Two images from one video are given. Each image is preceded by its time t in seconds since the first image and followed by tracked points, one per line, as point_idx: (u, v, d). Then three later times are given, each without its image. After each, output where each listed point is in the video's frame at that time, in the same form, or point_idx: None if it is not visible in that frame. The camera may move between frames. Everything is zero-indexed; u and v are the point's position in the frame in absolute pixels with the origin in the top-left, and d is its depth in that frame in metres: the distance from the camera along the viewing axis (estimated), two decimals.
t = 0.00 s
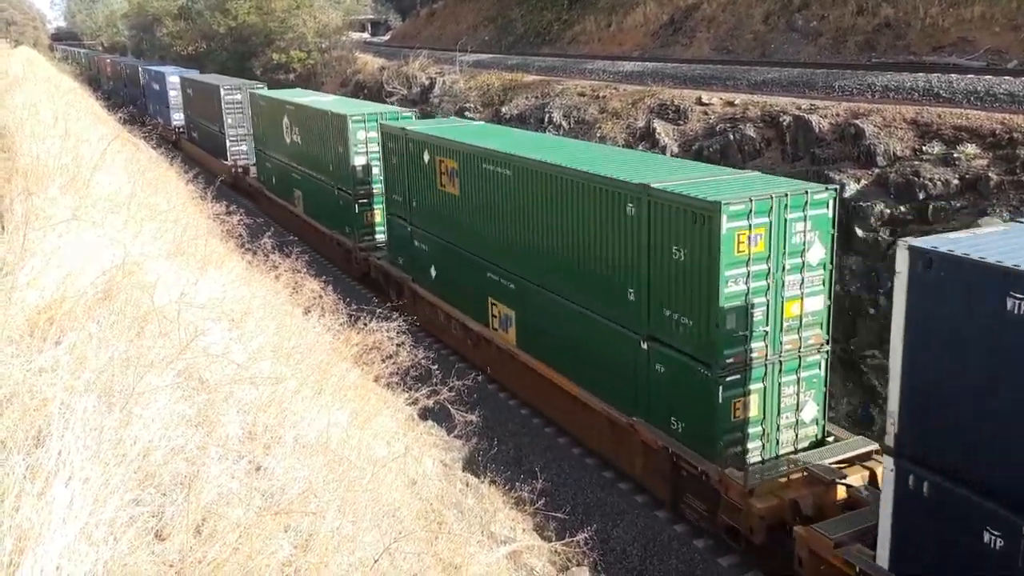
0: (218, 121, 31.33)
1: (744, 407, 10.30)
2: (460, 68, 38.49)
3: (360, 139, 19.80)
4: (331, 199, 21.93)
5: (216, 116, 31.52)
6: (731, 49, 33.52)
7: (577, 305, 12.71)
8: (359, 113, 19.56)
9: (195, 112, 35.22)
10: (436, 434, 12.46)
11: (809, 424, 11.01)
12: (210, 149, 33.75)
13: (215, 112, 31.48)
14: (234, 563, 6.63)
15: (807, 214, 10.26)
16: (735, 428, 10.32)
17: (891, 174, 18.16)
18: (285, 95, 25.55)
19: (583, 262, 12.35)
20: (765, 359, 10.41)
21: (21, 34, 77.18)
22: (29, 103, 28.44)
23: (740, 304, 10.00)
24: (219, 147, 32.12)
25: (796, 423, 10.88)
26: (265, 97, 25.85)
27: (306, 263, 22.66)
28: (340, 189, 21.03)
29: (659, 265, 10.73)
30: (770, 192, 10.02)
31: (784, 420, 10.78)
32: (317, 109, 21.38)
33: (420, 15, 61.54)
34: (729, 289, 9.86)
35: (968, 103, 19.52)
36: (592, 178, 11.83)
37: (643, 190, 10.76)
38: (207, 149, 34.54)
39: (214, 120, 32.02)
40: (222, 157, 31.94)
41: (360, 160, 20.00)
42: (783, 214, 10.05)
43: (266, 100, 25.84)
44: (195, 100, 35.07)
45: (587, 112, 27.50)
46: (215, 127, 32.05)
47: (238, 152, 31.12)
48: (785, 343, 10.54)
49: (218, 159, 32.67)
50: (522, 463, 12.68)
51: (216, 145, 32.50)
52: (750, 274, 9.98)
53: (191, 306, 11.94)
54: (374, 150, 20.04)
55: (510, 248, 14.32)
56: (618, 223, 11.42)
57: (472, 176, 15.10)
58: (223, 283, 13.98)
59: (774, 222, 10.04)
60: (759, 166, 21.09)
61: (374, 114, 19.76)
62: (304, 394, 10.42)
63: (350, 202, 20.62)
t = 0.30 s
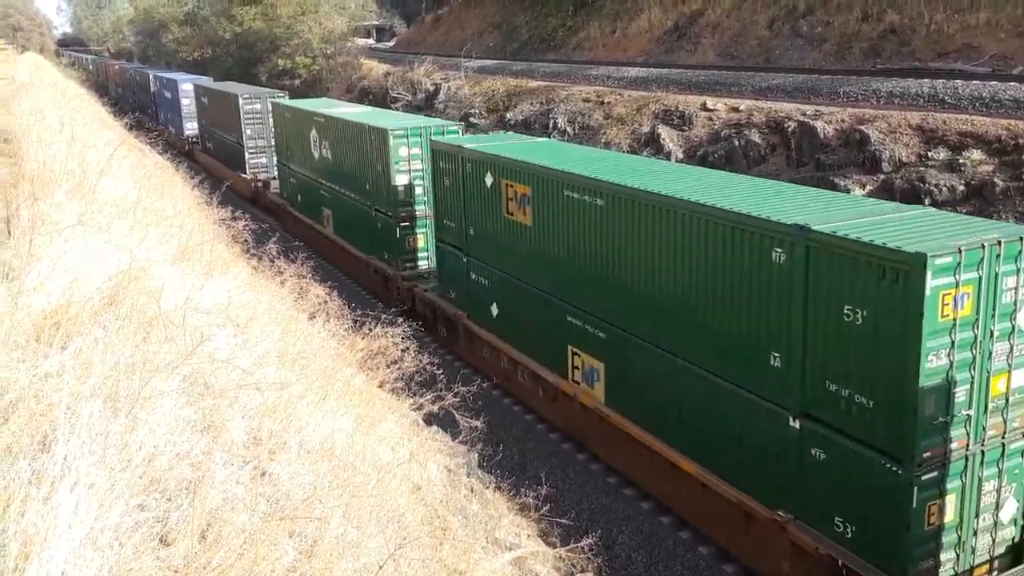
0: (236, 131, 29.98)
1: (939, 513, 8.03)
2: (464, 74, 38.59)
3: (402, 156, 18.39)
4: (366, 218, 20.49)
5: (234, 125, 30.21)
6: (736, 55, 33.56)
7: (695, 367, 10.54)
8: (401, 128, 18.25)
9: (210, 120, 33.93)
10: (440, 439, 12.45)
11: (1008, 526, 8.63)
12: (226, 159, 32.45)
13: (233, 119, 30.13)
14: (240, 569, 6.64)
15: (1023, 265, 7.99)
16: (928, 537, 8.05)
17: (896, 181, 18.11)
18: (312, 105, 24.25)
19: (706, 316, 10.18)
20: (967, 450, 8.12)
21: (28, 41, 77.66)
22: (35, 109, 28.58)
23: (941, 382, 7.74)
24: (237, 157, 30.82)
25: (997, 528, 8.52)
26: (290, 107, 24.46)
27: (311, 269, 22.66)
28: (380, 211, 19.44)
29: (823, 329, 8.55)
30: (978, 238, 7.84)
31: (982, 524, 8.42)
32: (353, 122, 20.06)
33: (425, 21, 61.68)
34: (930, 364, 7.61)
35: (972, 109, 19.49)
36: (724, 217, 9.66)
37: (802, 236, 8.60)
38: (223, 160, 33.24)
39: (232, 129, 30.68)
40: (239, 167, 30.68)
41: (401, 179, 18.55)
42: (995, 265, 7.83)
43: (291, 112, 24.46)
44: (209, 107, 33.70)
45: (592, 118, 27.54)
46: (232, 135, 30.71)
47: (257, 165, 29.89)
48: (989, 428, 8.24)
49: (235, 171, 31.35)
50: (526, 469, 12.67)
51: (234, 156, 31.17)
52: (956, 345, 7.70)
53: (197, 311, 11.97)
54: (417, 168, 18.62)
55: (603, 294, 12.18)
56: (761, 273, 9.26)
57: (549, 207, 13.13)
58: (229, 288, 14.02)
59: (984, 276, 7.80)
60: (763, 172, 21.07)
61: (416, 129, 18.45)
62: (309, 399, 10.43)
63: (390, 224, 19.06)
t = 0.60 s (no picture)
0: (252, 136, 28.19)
1: None
2: (466, 74, 38.59)
3: (451, 170, 16.51)
4: (405, 238, 18.56)
5: (250, 131, 28.49)
6: (738, 55, 33.55)
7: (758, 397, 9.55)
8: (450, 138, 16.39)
9: (225, 125, 32.22)
10: (441, 439, 12.44)
11: None
12: (242, 167, 30.70)
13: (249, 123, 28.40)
14: (239, 568, 6.63)
15: None
16: None
17: (898, 181, 18.10)
18: (343, 112, 22.32)
19: (781, 344, 9.12)
20: None
21: (31, 41, 77.86)
22: (38, 109, 28.63)
23: None
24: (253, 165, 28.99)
25: None
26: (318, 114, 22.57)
27: (313, 269, 22.64)
28: (424, 231, 17.50)
29: (918, 365, 7.53)
30: None
31: None
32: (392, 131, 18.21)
33: (427, 21, 61.66)
34: None
35: (974, 110, 19.47)
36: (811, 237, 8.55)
37: (908, 260, 7.48)
38: (238, 167, 31.47)
39: (247, 134, 28.90)
40: (255, 174, 28.86)
41: (450, 195, 16.63)
42: None
43: (319, 120, 22.55)
44: (224, 111, 31.99)
45: (593, 118, 27.51)
46: (248, 141, 28.96)
47: (274, 173, 28.12)
48: None
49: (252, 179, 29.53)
50: (527, 469, 12.67)
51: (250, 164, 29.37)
52: None
53: (197, 310, 11.97)
54: (468, 183, 16.74)
55: (657, 316, 11.07)
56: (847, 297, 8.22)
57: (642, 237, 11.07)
58: (230, 288, 14.02)
59: None
60: (765, 173, 21.03)
61: (467, 139, 16.57)
62: (309, 399, 10.43)
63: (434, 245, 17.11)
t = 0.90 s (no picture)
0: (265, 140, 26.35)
1: None
2: (462, 71, 38.54)
3: (508, 185, 14.65)
4: (451, 261, 16.69)
5: (262, 135, 26.68)
6: (733, 51, 33.57)
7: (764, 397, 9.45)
8: (506, 149, 14.47)
9: (233, 130, 30.40)
10: (438, 437, 12.43)
11: None
12: (253, 175, 28.87)
13: (260, 125, 26.60)
14: (236, 567, 6.62)
15: None
16: None
17: (894, 177, 18.14)
18: (372, 117, 20.29)
19: (789, 343, 8.99)
20: None
21: (25, 39, 77.65)
22: (33, 107, 28.56)
23: None
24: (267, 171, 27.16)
25: None
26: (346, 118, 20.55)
27: (309, 267, 22.65)
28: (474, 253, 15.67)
29: (924, 365, 7.49)
30: None
31: None
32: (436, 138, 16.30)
33: (423, 18, 61.58)
34: None
35: (969, 106, 19.50)
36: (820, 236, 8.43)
37: (911, 259, 7.46)
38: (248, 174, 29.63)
39: (259, 138, 27.09)
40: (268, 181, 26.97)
41: (506, 215, 14.78)
42: None
43: (347, 125, 20.49)
44: (231, 114, 30.21)
45: (589, 115, 27.49)
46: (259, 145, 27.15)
47: (289, 180, 26.34)
48: None
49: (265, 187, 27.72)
50: (525, 465, 12.67)
51: (262, 170, 27.49)
52: None
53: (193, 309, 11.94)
54: (525, 199, 14.89)
55: (664, 317, 10.90)
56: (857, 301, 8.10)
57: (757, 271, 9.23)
58: (226, 286, 14.00)
59: None
60: (761, 169, 21.05)
61: (524, 150, 14.73)
62: (306, 396, 10.41)
63: (486, 271, 15.24)
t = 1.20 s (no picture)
0: (282, 148, 24.91)
1: None
2: (460, 71, 38.53)
3: (587, 210, 12.65)
4: (514, 296, 14.59)
5: (278, 142, 25.29)
6: (731, 52, 33.60)
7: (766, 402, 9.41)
8: (586, 167, 12.51)
9: (245, 136, 28.96)
10: (435, 437, 12.43)
11: None
12: (269, 184, 27.36)
13: (275, 131, 25.15)
14: (233, 567, 6.62)
15: None
16: None
17: (891, 177, 18.14)
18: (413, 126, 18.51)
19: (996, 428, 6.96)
20: None
21: (21, 37, 77.55)
22: (30, 105, 28.52)
23: None
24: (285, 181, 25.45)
25: None
26: (384, 129, 18.54)
27: (307, 266, 22.65)
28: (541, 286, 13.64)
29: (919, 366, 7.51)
30: None
31: None
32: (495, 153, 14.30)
33: (421, 18, 61.60)
34: None
35: (967, 107, 19.54)
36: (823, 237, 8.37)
37: (905, 259, 7.51)
38: (263, 183, 28.11)
39: (275, 145, 25.66)
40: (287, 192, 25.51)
41: (585, 244, 12.73)
42: None
43: (388, 138, 18.45)
44: (243, 119, 28.76)
45: (587, 115, 27.50)
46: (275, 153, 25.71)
47: (308, 190, 25.09)
48: None
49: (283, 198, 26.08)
50: (522, 466, 12.67)
51: (279, 179, 26.03)
52: None
53: (191, 308, 11.94)
54: (606, 225, 12.88)
55: (716, 339, 10.01)
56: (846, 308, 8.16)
57: (975, 341, 6.98)
58: (224, 286, 13.98)
59: None
60: (759, 169, 21.04)
61: (606, 167, 12.70)
62: (303, 396, 10.42)
63: (561, 310, 13.14)
